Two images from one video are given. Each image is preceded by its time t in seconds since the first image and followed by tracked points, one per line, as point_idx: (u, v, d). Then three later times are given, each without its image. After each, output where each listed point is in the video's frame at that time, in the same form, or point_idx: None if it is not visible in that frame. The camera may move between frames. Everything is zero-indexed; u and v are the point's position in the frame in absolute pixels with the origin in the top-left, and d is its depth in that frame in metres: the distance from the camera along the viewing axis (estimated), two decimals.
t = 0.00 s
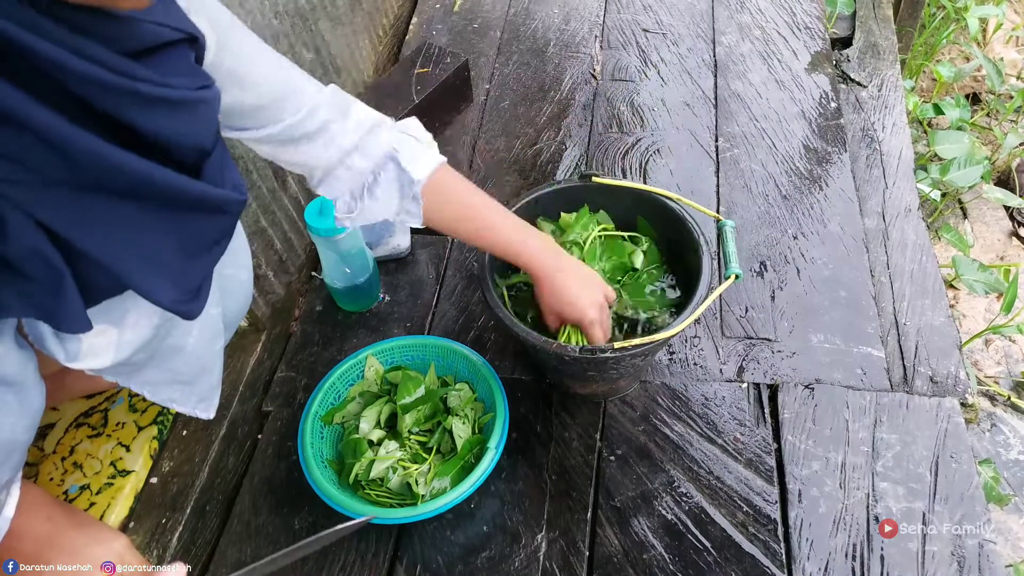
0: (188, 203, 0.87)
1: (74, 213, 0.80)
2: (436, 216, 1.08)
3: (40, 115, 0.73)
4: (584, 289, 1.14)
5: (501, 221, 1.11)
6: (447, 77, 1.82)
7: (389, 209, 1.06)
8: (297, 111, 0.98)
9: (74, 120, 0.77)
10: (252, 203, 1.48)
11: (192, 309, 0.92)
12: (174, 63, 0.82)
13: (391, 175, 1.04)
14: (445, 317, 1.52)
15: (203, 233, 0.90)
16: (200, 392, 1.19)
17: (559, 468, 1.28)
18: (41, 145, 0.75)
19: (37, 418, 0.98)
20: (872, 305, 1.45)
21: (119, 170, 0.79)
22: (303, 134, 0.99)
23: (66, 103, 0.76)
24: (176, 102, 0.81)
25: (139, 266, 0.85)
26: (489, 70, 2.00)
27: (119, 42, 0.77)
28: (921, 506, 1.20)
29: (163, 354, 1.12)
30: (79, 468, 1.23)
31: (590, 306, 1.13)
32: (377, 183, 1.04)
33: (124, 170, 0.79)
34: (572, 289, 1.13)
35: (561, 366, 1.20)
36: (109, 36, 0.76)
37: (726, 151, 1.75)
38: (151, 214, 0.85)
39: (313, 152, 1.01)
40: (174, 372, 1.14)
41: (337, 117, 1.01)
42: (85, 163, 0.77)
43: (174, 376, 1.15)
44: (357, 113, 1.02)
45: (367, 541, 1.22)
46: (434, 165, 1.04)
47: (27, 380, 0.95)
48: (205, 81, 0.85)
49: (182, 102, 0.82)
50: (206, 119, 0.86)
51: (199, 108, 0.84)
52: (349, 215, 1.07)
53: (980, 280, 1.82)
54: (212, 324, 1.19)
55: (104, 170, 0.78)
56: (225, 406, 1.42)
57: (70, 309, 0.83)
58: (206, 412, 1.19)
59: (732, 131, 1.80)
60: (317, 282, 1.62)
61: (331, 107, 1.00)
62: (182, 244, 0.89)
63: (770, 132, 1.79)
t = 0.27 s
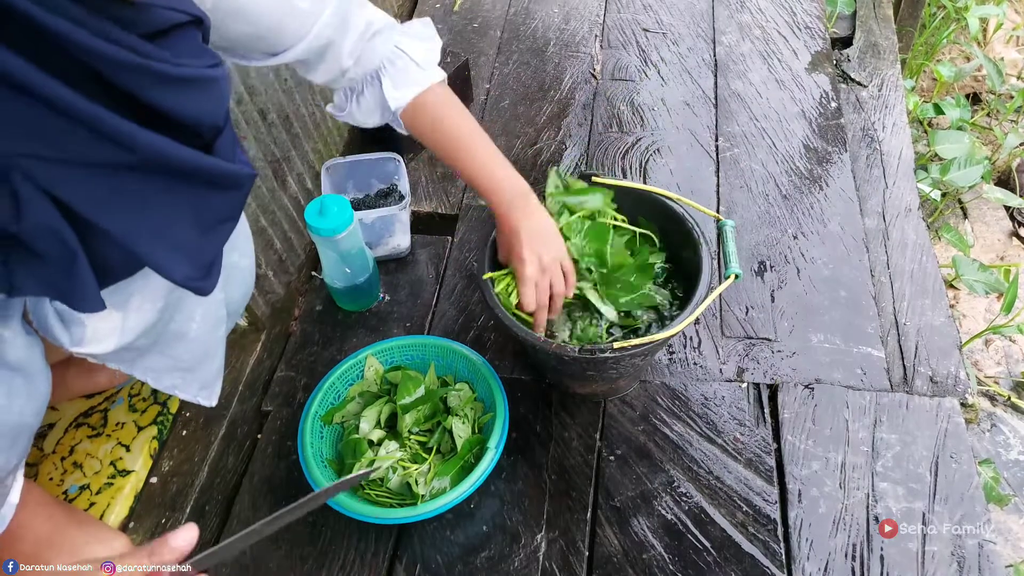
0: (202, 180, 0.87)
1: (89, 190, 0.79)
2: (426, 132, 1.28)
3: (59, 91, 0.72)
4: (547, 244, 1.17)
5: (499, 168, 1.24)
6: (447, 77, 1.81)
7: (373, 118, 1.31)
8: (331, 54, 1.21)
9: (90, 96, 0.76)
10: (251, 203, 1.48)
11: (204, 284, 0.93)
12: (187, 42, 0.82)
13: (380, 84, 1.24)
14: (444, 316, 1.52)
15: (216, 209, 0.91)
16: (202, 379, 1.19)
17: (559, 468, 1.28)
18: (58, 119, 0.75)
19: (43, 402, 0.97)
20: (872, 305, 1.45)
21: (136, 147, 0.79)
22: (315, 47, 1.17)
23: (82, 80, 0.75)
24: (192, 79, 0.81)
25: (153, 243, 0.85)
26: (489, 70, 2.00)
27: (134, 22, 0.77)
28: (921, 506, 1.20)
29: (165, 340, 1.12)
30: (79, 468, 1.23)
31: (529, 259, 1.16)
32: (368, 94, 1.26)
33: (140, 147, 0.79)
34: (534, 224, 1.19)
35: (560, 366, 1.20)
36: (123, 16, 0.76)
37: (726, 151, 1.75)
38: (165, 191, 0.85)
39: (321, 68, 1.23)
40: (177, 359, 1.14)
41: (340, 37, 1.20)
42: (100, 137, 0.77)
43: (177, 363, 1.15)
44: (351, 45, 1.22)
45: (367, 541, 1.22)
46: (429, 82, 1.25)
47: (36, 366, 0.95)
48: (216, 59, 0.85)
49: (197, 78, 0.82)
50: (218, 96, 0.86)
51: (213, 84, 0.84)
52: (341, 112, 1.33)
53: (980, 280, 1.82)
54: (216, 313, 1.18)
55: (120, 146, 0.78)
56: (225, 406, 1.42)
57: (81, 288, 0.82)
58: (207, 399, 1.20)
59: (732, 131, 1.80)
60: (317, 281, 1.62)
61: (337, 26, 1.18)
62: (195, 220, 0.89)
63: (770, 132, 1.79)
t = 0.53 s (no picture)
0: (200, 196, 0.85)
1: (85, 206, 0.78)
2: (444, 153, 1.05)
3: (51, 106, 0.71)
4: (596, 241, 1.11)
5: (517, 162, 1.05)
6: (448, 77, 1.82)
7: (397, 148, 1.04)
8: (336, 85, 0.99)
9: (85, 111, 0.75)
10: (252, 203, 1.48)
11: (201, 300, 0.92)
12: (185, 56, 0.79)
13: (397, 113, 1.02)
14: (445, 316, 1.52)
15: (215, 224, 0.89)
16: (202, 389, 1.20)
17: (559, 468, 1.28)
18: (52, 135, 0.73)
19: (41, 408, 0.97)
20: (872, 305, 1.45)
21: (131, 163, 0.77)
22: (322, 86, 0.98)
23: (76, 95, 0.74)
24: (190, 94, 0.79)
25: (150, 260, 0.84)
26: (489, 70, 2.00)
27: (130, 36, 0.74)
28: (921, 506, 1.20)
29: (165, 350, 1.12)
30: (80, 468, 1.22)
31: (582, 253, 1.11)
32: (385, 121, 1.02)
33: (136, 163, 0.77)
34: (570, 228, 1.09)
35: (561, 366, 1.20)
36: (118, 30, 0.73)
37: (726, 151, 1.75)
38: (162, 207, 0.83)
39: (327, 103, 1.00)
40: (176, 368, 1.14)
41: (344, 66, 0.99)
42: (96, 153, 0.76)
43: (177, 372, 1.15)
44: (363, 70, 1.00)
45: (367, 541, 1.22)
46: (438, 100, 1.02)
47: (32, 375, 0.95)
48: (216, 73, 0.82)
49: (196, 94, 0.79)
50: (218, 110, 0.83)
51: (214, 100, 0.82)
52: (361, 154, 1.06)
53: (980, 280, 1.82)
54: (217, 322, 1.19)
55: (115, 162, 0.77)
56: (225, 406, 1.42)
57: (76, 300, 0.82)
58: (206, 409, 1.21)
59: (732, 131, 1.80)
60: (317, 281, 1.62)
61: (340, 54, 0.98)
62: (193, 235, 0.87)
63: (770, 132, 1.79)
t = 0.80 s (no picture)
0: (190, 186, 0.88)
1: (75, 202, 0.81)
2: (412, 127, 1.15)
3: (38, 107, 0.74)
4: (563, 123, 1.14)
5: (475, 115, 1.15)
6: (447, 77, 1.81)
7: (358, 127, 1.14)
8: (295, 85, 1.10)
9: (69, 109, 0.78)
10: (251, 203, 1.48)
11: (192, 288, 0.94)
12: (163, 46, 0.82)
13: (347, 92, 1.14)
14: (445, 316, 1.51)
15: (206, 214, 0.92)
16: (201, 380, 1.19)
17: (559, 468, 1.28)
18: (38, 133, 0.76)
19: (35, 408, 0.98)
20: (872, 305, 1.45)
21: (119, 156, 0.80)
22: (281, 87, 1.08)
23: (59, 92, 0.77)
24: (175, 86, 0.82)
25: (141, 251, 0.86)
26: (489, 70, 2.00)
27: (108, 30, 0.77)
28: (921, 506, 1.20)
29: (163, 342, 1.12)
30: (79, 468, 1.23)
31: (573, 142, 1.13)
32: (341, 101, 1.13)
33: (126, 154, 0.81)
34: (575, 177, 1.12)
35: (561, 366, 1.20)
36: (96, 23, 0.76)
37: (726, 151, 1.75)
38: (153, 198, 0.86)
39: (291, 100, 1.10)
40: (173, 362, 1.14)
41: (299, 62, 1.10)
42: (82, 150, 0.78)
43: (174, 366, 1.15)
44: (315, 69, 1.12)
45: (367, 541, 1.22)
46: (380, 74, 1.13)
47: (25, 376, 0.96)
48: (195, 62, 0.86)
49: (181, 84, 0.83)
50: (200, 98, 0.86)
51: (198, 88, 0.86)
52: (327, 145, 1.15)
53: (980, 280, 1.82)
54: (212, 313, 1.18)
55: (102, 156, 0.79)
56: (225, 406, 1.42)
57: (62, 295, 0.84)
58: (204, 400, 1.20)
59: (732, 131, 1.80)
60: (317, 281, 1.62)
61: (295, 53, 1.10)
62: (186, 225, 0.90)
63: (771, 132, 1.79)
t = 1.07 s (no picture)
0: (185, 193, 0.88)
1: (71, 206, 0.81)
2: (447, 189, 1.08)
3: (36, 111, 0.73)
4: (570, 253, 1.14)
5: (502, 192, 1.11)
6: (447, 77, 1.81)
7: (398, 188, 1.06)
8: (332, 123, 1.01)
9: (67, 115, 0.77)
10: (251, 203, 1.48)
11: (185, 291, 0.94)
12: (161, 52, 0.82)
13: (398, 154, 1.04)
14: (445, 316, 1.52)
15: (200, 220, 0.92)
16: (199, 382, 1.19)
17: (559, 468, 1.28)
18: (35, 139, 0.75)
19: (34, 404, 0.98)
20: (872, 305, 1.45)
21: (119, 162, 0.80)
22: (312, 121, 1.01)
23: (59, 99, 0.77)
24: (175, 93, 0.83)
25: (136, 256, 0.86)
26: (489, 70, 2.00)
27: (107, 35, 0.77)
28: (921, 506, 1.20)
29: (162, 344, 1.12)
30: (79, 468, 1.23)
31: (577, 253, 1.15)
32: (388, 160, 1.04)
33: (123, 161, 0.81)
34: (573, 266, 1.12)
35: (561, 366, 1.20)
36: (98, 28, 0.76)
37: (726, 151, 1.75)
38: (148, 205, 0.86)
39: (320, 142, 1.03)
40: (173, 362, 1.14)
41: (337, 104, 1.02)
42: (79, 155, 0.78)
43: (174, 365, 1.14)
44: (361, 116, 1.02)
45: (367, 541, 1.22)
46: (438, 139, 1.04)
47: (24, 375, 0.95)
48: (195, 69, 0.87)
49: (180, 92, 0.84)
50: (199, 104, 0.87)
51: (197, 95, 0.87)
52: (360, 197, 1.05)
53: (980, 280, 1.82)
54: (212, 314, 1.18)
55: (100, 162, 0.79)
56: (225, 407, 1.42)
57: (54, 297, 0.84)
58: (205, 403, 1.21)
59: (732, 131, 1.80)
60: (317, 282, 1.62)
61: (332, 92, 1.02)
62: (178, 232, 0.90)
63: (770, 132, 1.79)
